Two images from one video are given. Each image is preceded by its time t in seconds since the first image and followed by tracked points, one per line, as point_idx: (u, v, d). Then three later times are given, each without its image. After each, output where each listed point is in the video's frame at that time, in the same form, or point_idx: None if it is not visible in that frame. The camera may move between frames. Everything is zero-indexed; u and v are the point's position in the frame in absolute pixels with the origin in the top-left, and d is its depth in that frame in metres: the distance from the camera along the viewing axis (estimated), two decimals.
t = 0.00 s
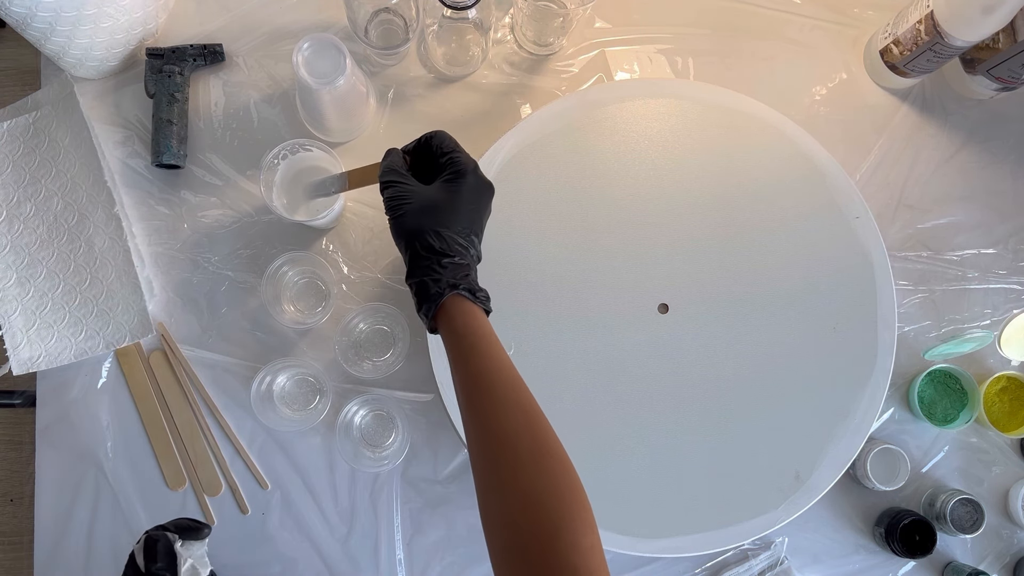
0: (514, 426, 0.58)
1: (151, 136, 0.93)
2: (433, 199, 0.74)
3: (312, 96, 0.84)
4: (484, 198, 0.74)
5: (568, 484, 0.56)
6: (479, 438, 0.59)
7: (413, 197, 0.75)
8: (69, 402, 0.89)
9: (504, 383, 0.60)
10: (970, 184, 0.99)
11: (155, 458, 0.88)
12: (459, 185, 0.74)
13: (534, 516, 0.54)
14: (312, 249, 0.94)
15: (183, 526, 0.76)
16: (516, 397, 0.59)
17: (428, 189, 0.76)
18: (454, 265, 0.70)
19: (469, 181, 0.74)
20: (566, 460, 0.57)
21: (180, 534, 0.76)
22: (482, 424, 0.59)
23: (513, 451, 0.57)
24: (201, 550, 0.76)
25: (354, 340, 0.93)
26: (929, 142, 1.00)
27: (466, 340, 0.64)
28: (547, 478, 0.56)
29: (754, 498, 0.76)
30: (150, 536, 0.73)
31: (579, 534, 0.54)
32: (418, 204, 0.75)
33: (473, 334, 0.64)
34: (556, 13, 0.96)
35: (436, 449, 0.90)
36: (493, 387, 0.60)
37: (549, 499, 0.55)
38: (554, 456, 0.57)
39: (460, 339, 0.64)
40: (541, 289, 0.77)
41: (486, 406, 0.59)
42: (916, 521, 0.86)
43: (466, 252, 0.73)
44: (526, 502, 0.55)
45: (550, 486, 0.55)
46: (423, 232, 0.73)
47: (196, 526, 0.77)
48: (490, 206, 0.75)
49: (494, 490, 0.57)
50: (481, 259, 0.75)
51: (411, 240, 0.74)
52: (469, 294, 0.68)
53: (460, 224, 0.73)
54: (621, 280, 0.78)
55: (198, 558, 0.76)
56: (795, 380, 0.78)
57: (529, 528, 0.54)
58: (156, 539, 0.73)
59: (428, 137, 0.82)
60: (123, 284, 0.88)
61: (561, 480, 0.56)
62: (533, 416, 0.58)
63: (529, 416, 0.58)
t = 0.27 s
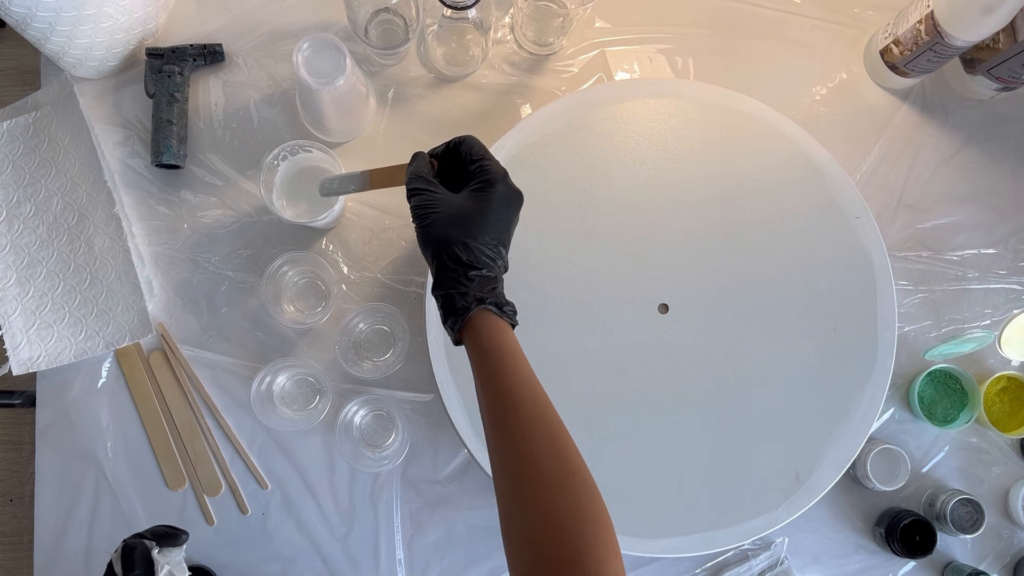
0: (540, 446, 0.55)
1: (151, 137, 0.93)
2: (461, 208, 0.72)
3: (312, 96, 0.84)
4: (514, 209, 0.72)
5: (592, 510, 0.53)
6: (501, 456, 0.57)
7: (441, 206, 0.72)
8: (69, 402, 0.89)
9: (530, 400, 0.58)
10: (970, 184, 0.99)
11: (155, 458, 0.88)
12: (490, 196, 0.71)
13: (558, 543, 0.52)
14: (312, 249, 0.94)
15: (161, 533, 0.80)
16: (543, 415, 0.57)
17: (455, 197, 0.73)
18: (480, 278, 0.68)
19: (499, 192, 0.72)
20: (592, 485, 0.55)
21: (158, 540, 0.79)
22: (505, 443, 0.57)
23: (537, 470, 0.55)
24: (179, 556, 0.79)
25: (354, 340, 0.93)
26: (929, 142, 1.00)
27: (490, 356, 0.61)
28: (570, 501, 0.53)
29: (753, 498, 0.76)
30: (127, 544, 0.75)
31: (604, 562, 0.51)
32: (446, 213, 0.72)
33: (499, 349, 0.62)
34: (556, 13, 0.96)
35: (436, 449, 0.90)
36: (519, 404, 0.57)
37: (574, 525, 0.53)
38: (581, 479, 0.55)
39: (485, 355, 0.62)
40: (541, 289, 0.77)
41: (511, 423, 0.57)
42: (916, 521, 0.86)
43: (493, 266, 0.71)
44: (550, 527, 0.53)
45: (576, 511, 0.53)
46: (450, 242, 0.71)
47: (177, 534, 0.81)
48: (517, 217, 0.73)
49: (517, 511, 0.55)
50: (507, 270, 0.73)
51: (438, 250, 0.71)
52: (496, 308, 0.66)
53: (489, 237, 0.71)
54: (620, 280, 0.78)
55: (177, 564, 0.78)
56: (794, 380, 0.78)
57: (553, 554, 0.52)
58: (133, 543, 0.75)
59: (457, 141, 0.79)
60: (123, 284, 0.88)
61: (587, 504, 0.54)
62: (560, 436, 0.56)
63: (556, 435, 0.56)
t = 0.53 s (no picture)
0: (551, 455, 0.55)
1: (151, 136, 0.93)
2: (470, 210, 0.72)
3: (312, 96, 0.84)
4: (522, 212, 0.72)
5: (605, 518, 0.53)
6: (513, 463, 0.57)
7: (449, 209, 0.72)
8: (69, 402, 0.89)
9: (542, 408, 0.58)
10: (970, 184, 0.99)
11: (155, 458, 0.88)
12: (499, 197, 0.71)
13: (569, 552, 0.52)
14: (312, 249, 0.94)
15: (146, 537, 0.80)
16: (554, 423, 0.57)
17: (463, 199, 0.73)
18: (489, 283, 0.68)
19: (509, 192, 0.71)
20: (604, 495, 0.54)
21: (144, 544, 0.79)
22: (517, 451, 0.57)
23: (548, 478, 0.55)
24: (164, 561, 0.79)
25: (354, 340, 0.93)
26: (929, 142, 1.00)
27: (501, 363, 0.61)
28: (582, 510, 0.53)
29: (753, 498, 0.76)
30: (112, 549, 0.76)
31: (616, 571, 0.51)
32: (454, 216, 0.72)
33: (510, 355, 0.61)
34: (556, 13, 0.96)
35: (436, 449, 0.90)
36: (530, 412, 0.57)
37: (585, 534, 0.52)
38: (592, 488, 0.54)
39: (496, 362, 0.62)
40: (541, 289, 0.77)
41: (522, 431, 0.57)
42: (916, 521, 0.86)
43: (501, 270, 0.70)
44: (561, 536, 0.53)
45: (587, 521, 0.53)
46: (459, 246, 0.70)
47: (162, 537, 0.81)
48: (526, 219, 0.72)
49: (528, 519, 0.55)
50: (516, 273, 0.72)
51: (447, 254, 0.71)
52: (505, 314, 0.65)
53: (499, 238, 0.71)
54: (620, 281, 0.78)
55: (161, 568, 0.78)
56: (794, 380, 0.78)
57: (565, 563, 0.52)
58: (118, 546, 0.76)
59: (465, 141, 0.78)
60: (123, 284, 0.88)
61: (599, 515, 0.53)
62: (572, 445, 0.56)
63: (567, 444, 0.56)
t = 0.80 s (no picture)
0: (561, 463, 0.55)
1: (151, 136, 0.93)
2: (475, 215, 0.71)
3: (312, 96, 0.84)
4: (528, 214, 0.71)
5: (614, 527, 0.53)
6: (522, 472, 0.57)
7: (454, 214, 0.72)
8: (69, 402, 0.89)
9: (551, 415, 0.57)
10: (970, 184, 0.99)
11: (155, 459, 0.88)
12: (504, 201, 0.71)
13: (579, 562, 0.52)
14: (312, 249, 0.94)
15: (139, 538, 0.80)
16: (562, 431, 0.57)
17: (468, 204, 0.73)
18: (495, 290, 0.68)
19: (514, 196, 0.71)
20: (613, 504, 0.55)
21: (137, 545, 0.79)
22: (526, 458, 0.57)
23: (557, 486, 0.55)
24: (158, 561, 0.79)
25: (354, 340, 0.93)
26: (929, 142, 1.00)
27: (510, 369, 0.61)
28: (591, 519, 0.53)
29: (753, 498, 0.76)
30: (107, 550, 0.76)
31: None
32: (459, 221, 0.71)
33: (519, 362, 0.61)
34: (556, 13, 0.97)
35: (436, 449, 0.90)
36: (539, 420, 0.57)
37: (595, 544, 0.53)
38: (602, 497, 0.54)
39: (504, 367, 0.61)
40: (542, 289, 0.77)
41: (531, 439, 0.57)
42: (916, 521, 0.86)
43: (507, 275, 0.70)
44: (571, 546, 0.53)
45: (596, 531, 0.53)
46: (465, 253, 0.70)
47: (156, 539, 0.81)
48: (531, 221, 0.72)
49: (537, 527, 0.55)
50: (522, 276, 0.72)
51: (453, 260, 0.70)
52: (512, 320, 0.65)
53: (506, 241, 0.71)
54: (620, 281, 0.78)
55: (155, 568, 0.79)
56: (794, 380, 0.78)
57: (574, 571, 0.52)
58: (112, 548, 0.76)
59: (469, 143, 0.78)
60: (123, 284, 0.88)
61: (608, 524, 0.53)
62: (581, 453, 0.56)
63: (577, 453, 0.56)
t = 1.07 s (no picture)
0: (544, 471, 0.56)
1: (151, 137, 0.93)
2: (476, 229, 0.71)
3: (312, 96, 0.84)
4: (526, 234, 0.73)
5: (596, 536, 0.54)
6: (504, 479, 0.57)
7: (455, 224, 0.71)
8: (69, 402, 0.88)
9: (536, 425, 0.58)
10: (970, 184, 0.99)
11: (155, 459, 0.88)
12: (505, 219, 0.71)
13: (561, 569, 0.52)
14: (312, 249, 0.94)
15: (142, 537, 0.80)
16: (547, 440, 0.57)
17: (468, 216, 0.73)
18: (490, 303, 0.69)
19: (514, 216, 0.72)
20: (595, 515, 0.55)
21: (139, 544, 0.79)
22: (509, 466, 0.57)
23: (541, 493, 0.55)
24: (160, 561, 0.79)
25: (354, 340, 0.93)
26: (929, 142, 1.00)
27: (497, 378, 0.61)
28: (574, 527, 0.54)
29: (753, 498, 0.76)
30: (109, 549, 0.76)
31: None
32: (459, 231, 0.71)
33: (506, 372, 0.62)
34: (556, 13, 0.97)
35: (436, 449, 0.90)
36: (525, 429, 0.58)
37: (576, 551, 0.53)
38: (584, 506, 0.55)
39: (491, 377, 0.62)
40: (542, 289, 0.77)
41: (517, 449, 0.57)
42: (916, 521, 0.86)
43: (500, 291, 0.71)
44: (553, 553, 0.53)
45: (578, 538, 0.53)
46: (463, 263, 0.70)
47: (160, 537, 0.81)
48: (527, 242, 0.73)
49: (519, 535, 0.55)
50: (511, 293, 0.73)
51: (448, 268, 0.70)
52: (506, 334, 0.67)
53: (502, 260, 0.71)
54: (620, 281, 0.78)
55: (158, 568, 0.79)
56: (794, 379, 0.78)
57: None
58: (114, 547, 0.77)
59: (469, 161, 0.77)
60: (123, 284, 0.88)
61: (589, 533, 0.54)
62: (564, 463, 0.57)
63: (560, 462, 0.56)
